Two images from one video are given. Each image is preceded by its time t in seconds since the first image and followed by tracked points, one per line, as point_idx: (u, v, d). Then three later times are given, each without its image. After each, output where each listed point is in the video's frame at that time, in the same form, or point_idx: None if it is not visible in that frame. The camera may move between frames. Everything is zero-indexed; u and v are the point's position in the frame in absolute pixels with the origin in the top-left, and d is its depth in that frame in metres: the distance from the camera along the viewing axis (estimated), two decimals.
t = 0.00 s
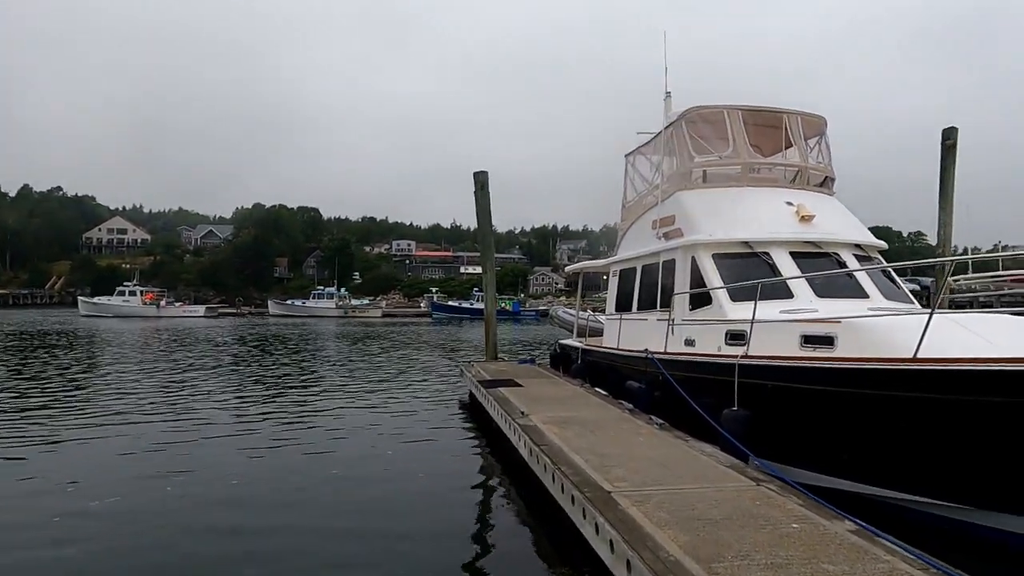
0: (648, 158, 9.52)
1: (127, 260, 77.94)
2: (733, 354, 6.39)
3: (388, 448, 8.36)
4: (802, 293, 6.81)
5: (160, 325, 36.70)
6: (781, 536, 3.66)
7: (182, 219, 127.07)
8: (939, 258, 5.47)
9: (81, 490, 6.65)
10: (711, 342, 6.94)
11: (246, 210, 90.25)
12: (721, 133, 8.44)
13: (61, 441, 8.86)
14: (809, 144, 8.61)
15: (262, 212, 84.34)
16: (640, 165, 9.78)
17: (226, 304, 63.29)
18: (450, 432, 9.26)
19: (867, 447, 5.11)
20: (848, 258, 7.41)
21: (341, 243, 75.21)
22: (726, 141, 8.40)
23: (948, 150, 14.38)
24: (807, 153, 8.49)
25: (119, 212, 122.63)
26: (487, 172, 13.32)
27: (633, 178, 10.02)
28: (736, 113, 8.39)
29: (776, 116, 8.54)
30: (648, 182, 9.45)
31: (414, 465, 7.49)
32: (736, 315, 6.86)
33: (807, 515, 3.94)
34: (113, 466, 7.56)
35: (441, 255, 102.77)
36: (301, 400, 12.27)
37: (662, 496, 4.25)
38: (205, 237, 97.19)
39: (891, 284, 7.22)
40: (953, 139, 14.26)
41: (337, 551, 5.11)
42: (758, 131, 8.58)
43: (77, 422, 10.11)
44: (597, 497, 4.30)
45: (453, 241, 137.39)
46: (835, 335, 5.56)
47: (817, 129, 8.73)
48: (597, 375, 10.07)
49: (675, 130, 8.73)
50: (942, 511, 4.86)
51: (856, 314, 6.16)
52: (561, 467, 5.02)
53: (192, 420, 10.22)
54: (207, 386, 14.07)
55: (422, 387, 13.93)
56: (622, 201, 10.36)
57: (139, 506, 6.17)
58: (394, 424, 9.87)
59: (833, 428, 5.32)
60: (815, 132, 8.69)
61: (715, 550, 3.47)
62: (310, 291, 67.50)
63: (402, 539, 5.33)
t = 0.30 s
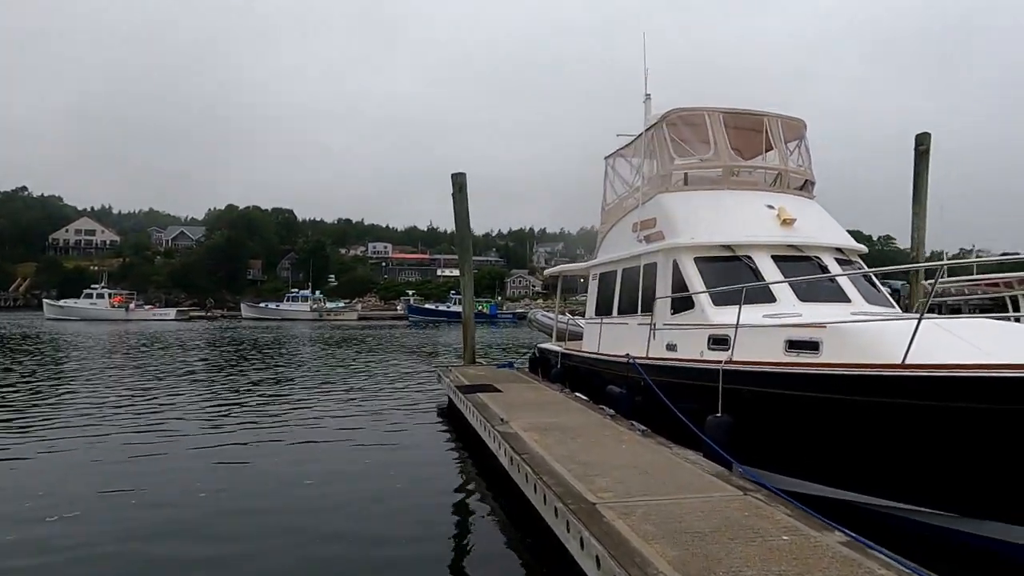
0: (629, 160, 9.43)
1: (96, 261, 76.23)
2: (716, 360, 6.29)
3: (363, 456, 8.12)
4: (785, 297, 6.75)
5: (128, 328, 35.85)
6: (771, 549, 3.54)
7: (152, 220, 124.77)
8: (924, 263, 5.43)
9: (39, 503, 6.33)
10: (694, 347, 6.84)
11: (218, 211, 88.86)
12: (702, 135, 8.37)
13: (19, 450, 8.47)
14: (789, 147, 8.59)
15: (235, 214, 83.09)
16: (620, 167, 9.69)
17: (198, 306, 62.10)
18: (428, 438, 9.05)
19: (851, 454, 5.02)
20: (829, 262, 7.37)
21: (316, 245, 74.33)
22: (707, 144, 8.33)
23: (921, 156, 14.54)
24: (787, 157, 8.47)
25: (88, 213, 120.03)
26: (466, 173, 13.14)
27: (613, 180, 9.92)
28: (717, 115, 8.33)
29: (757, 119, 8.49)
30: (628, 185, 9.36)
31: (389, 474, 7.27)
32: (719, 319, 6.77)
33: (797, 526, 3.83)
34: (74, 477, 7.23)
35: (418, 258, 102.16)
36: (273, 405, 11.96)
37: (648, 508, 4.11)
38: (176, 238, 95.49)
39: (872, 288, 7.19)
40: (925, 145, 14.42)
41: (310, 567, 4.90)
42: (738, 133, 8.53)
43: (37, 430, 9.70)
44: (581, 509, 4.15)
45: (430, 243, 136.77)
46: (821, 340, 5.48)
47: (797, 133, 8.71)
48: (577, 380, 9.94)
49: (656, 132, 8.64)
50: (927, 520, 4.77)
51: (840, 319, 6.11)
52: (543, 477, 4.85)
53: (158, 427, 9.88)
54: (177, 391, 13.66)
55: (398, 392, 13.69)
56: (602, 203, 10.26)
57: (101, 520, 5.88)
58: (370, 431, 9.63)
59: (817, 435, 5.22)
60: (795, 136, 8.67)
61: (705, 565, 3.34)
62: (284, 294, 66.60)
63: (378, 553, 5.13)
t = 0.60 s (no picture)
0: (617, 161, 9.35)
1: (69, 263, 74.79)
2: (709, 362, 6.22)
3: (350, 461, 7.94)
4: (777, 299, 6.70)
5: (104, 332, 35.23)
6: (777, 557, 3.46)
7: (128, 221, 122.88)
8: (920, 265, 5.40)
9: (11, 514, 6.09)
10: (686, 349, 6.77)
11: (196, 213, 87.67)
12: (691, 136, 8.30)
13: None
14: (778, 149, 8.57)
15: (213, 215, 82.14)
16: (608, 169, 9.61)
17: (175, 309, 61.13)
18: (415, 443, 8.90)
19: (850, 457, 4.96)
20: (819, 263, 7.35)
21: (296, 247, 73.52)
22: (696, 145, 8.27)
23: (903, 159, 14.65)
24: (777, 159, 8.45)
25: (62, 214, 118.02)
26: (450, 175, 12.99)
27: (601, 181, 9.84)
28: (707, 116, 8.28)
29: (747, 121, 8.45)
30: (617, 186, 9.28)
31: (377, 481, 7.10)
32: (711, 321, 6.71)
33: (800, 534, 3.76)
34: (48, 486, 6.98)
35: (399, 260, 101.59)
36: (255, 409, 11.71)
37: (647, 516, 4.01)
38: (153, 240, 94.08)
39: (863, 290, 7.18)
40: (907, 148, 14.54)
41: None
42: (728, 135, 8.49)
43: (9, 437, 9.40)
44: (579, 517, 4.04)
45: (411, 245, 136.18)
46: (817, 343, 5.43)
47: (785, 135, 8.69)
48: (565, 383, 9.84)
49: (644, 133, 8.57)
50: (927, 524, 4.71)
51: (833, 321, 6.07)
52: (538, 484, 4.73)
53: (137, 432, 9.61)
54: (155, 396, 13.36)
55: (382, 395, 13.49)
56: (589, 205, 10.17)
57: (77, 531, 5.67)
58: (355, 434, 9.45)
59: (815, 439, 5.16)
60: (783, 138, 8.66)
61: None
62: (264, 296, 65.83)
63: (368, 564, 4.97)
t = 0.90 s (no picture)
0: (598, 166, 9.24)
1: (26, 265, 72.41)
2: (696, 371, 6.12)
3: (325, 472, 7.67)
4: (762, 306, 6.63)
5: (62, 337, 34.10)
6: None
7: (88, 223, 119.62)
8: (909, 274, 5.35)
9: None
10: (670, 357, 6.67)
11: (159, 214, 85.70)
12: (673, 141, 8.22)
13: None
14: (759, 154, 8.52)
15: (177, 217, 80.35)
16: (588, 172, 9.49)
17: (137, 313, 59.52)
18: (391, 452, 8.66)
19: (842, 468, 4.89)
20: (802, 270, 7.31)
21: (264, 250, 72.20)
22: (678, 150, 8.19)
23: (873, 166, 14.84)
24: (758, 164, 8.41)
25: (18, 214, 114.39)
26: (426, 177, 12.77)
27: (581, 185, 9.73)
28: (689, 121, 8.20)
29: (728, 126, 8.38)
30: (597, 190, 9.17)
31: (354, 494, 6.85)
32: (697, 329, 6.61)
33: (800, 550, 3.65)
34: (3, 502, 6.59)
35: (369, 263, 100.50)
36: (224, 417, 11.33)
37: (642, 533, 3.87)
38: (115, 242, 91.66)
39: (845, 297, 7.17)
40: (878, 155, 14.73)
41: None
42: (710, 140, 8.42)
43: None
44: (572, 536, 3.88)
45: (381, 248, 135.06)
46: (806, 351, 5.36)
47: (766, 140, 8.65)
48: (545, 389, 9.68)
49: (626, 137, 8.46)
50: (919, 534, 4.66)
51: (819, 328, 6.02)
52: (527, 500, 4.54)
53: (98, 444, 9.19)
54: (117, 404, 12.86)
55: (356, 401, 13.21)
56: (569, 209, 10.05)
57: (34, 552, 5.33)
58: (328, 442, 9.18)
59: (806, 449, 5.08)
60: (764, 143, 8.61)
61: None
62: (230, 300, 64.51)
63: None
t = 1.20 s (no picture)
0: (582, 165, 9.17)
1: None
2: (686, 371, 6.07)
3: (305, 477, 7.47)
4: (749, 305, 6.61)
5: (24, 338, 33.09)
6: None
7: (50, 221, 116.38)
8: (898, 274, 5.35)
9: None
10: (658, 357, 6.61)
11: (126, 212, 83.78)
12: (659, 140, 8.18)
13: None
14: (742, 154, 8.53)
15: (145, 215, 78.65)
16: (572, 171, 9.42)
17: (103, 314, 58.09)
18: (373, 455, 8.48)
19: (833, 467, 4.85)
20: (787, 270, 7.32)
21: (234, 250, 71.01)
22: (664, 149, 8.15)
23: (847, 169, 15.05)
24: (742, 165, 8.40)
25: None
26: (406, 176, 12.59)
27: (564, 185, 9.65)
28: (675, 121, 8.16)
29: (712, 126, 8.38)
30: (581, 190, 9.10)
31: (336, 499, 6.67)
32: (685, 329, 6.57)
33: (801, 554, 3.60)
34: None
35: (342, 263, 99.48)
36: (198, 421, 11.02)
37: (641, 538, 3.79)
38: (79, 241, 89.40)
39: (829, 297, 7.18)
40: (852, 158, 14.94)
41: None
42: (694, 140, 8.40)
43: None
44: (569, 541, 3.77)
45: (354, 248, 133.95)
46: (796, 351, 5.34)
47: (749, 140, 8.67)
48: (528, 390, 9.59)
49: (611, 136, 8.40)
50: (911, 534, 4.63)
51: (808, 328, 6.01)
52: (520, 504, 4.43)
53: (67, 450, 8.87)
54: (85, 408, 12.46)
55: (333, 404, 12.99)
56: (552, 208, 9.96)
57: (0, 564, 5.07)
58: (307, 446, 8.98)
59: (797, 449, 5.04)
60: (747, 143, 8.63)
61: None
62: (199, 300, 63.33)
63: None
